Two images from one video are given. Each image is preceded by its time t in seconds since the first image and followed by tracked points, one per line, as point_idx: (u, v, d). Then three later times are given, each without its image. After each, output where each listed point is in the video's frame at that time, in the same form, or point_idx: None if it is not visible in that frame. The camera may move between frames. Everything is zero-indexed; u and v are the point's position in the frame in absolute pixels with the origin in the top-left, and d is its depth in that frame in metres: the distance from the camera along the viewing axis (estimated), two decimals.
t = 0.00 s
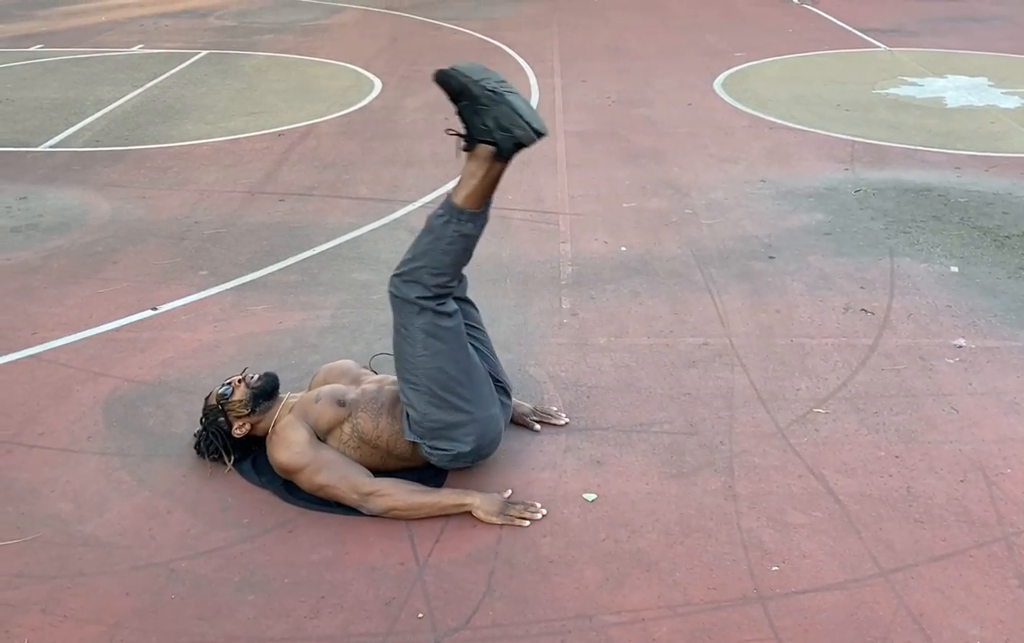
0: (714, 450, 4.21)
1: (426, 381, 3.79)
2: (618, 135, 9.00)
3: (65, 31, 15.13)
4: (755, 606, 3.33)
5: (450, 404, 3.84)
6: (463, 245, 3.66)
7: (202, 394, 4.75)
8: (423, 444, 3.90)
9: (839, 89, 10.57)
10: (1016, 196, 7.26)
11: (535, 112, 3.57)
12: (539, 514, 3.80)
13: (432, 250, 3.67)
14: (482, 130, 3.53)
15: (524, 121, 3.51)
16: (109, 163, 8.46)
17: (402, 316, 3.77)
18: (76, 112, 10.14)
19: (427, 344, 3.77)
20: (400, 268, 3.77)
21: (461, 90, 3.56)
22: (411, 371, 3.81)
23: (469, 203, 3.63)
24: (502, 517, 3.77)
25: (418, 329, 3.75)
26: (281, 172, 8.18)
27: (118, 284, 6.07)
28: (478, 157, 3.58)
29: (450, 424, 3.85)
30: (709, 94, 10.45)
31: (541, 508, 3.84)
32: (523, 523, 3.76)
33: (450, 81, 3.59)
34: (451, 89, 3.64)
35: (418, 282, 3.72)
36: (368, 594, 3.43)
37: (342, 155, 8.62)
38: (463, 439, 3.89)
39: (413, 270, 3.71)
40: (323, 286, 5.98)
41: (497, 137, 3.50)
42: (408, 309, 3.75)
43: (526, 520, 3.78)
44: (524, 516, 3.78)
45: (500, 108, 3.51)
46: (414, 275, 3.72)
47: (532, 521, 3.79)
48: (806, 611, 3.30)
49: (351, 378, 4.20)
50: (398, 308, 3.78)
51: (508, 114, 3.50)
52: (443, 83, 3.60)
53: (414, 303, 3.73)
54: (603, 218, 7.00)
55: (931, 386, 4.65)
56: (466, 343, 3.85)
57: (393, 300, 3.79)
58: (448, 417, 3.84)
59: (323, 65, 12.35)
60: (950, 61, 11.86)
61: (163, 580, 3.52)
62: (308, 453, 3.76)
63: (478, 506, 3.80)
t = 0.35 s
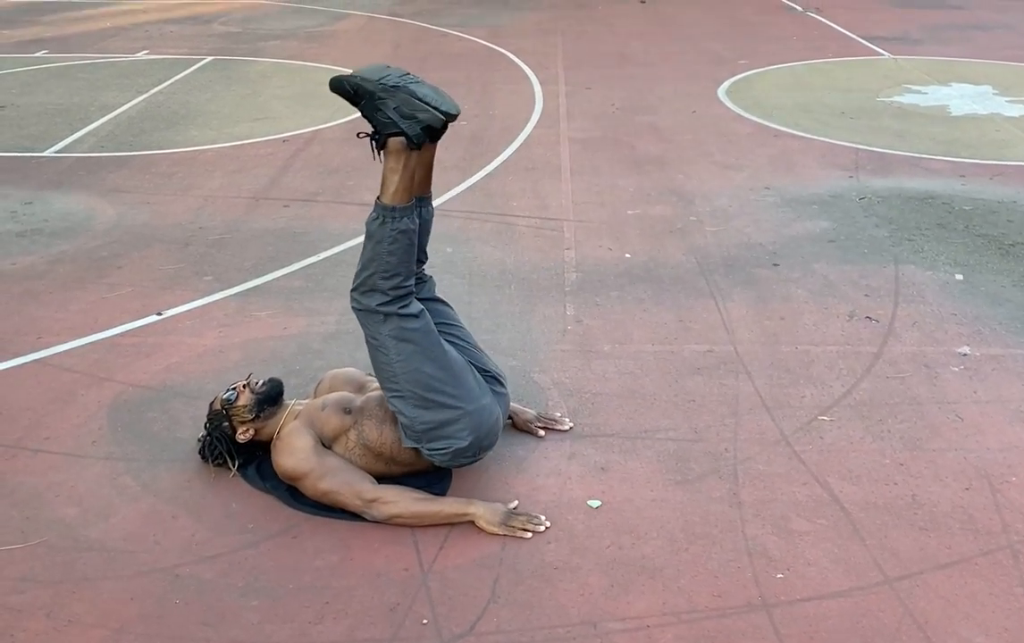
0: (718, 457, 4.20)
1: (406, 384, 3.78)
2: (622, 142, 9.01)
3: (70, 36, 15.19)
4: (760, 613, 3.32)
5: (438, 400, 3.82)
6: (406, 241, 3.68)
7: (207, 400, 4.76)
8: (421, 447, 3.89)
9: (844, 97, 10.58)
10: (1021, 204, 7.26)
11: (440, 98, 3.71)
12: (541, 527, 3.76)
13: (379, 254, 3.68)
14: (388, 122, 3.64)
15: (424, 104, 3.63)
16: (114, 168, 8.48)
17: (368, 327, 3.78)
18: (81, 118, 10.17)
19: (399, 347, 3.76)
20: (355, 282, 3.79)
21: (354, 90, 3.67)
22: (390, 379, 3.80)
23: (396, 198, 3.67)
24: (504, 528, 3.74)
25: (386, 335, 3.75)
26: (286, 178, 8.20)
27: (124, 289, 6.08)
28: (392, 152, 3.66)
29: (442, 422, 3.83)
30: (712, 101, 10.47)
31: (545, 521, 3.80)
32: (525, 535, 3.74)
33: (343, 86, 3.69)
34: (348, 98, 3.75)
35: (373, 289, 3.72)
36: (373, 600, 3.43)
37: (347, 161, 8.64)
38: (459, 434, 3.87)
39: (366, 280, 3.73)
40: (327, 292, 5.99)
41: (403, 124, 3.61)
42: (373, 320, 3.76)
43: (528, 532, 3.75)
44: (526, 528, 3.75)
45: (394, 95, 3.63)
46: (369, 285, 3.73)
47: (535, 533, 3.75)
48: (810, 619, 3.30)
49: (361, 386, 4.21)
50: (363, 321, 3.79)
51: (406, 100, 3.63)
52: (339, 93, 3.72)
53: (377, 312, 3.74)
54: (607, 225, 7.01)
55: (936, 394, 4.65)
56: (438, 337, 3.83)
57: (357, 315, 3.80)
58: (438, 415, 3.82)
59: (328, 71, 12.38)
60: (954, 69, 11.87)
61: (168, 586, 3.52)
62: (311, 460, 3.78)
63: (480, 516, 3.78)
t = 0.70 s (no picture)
0: (718, 461, 4.21)
1: (451, 398, 3.78)
2: (623, 147, 9.03)
3: (73, 40, 15.23)
4: (760, 618, 3.32)
5: (471, 422, 3.84)
6: (513, 271, 3.62)
7: (208, 403, 4.76)
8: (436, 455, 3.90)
9: (845, 102, 10.59)
10: (1021, 209, 7.26)
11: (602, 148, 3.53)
12: (542, 531, 3.77)
13: (480, 270, 3.62)
14: (547, 159, 3.47)
15: (590, 155, 3.44)
16: (116, 172, 8.50)
17: (435, 330, 3.75)
18: (83, 121, 10.19)
19: (458, 362, 3.75)
20: (443, 283, 3.72)
21: (531, 114, 3.46)
22: (436, 385, 3.79)
23: (523, 231, 3.58)
24: (504, 532, 3.75)
25: (452, 346, 3.73)
26: (287, 182, 8.21)
27: (125, 292, 6.09)
28: (537, 186, 3.51)
29: (466, 442, 3.86)
30: (713, 106, 10.48)
31: (546, 525, 3.81)
32: (525, 539, 3.74)
33: (524, 103, 3.48)
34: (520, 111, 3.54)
35: (460, 300, 3.67)
36: (373, 603, 3.43)
37: (348, 165, 8.66)
38: (476, 457, 3.90)
39: (456, 289, 3.67)
40: (328, 295, 6.00)
41: (564, 171, 3.44)
42: (444, 326, 3.72)
43: (529, 535, 3.76)
44: (527, 531, 3.75)
45: (569, 136, 3.43)
46: (456, 294, 3.67)
47: (535, 536, 3.76)
48: (810, 623, 3.30)
49: (361, 388, 4.22)
50: (433, 322, 3.74)
51: (577, 146, 3.44)
52: (514, 105, 3.51)
53: (451, 321, 3.70)
54: (607, 229, 7.02)
55: (936, 399, 4.65)
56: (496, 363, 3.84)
57: (430, 313, 3.75)
58: (465, 435, 3.85)
59: (330, 75, 12.40)
60: (956, 75, 11.87)
61: (168, 588, 3.53)
62: (315, 460, 3.77)
63: (482, 519, 3.78)
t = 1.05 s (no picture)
0: (716, 463, 4.21)
1: (512, 416, 3.81)
2: (622, 150, 9.04)
3: (73, 42, 15.23)
4: (757, 619, 3.33)
5: (509, 442, 3.89)
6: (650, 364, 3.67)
7: (206, 404, 4.77)
8: (458, 453, 3.92)
9: (844, 105, 10.61)
10: (1019, 213, 7.27)
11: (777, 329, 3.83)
12: (541, 533, 3.78)
13: (628, 343, 3.63)
14: (760, 309, 3.65)
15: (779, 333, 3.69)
16: (115, 174, 8.51)
17: (547, 356, 3.71)
18: (83, 124, 10.20)
19: (544, 394, 3.75)
20: (590, 326, 3.67)
21: (778, 266, 3.65)
22: (508, 398, 3.79)
23: (685, 343, 3.62)
24: (503, 533, 3.76)
25: (551, 379, 3.72)
26: (286, 185, 8.22)
27: (124, 294, 6.09)
28: (732, 319, 3.66)
29: (494, 454, 3.91)
30: (712, 109, 10.50)
31: (544, 526, 3.82)
32: (524, 540, 3.75)
33: (779, 253, 3.66)
34: (768, 256, 3.68)
35: (591, 351, 3.65)
36: (371, 604, 3.44)
37: (347, 167, 8.67)
38: (492, 470, 3.95)
39: (597, 340, 3.64)
40: (327, 298, 6.00)
41: (764, 329, 3.66)
42: (559, 357, 3.69)
43: (527, 537, 3.77)
44: (525, 533, 3.76)
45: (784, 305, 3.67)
46: (593, 344, 3.64)
47: (533, 538, 3.76)
48: (807, 625, 3.30)
49: (361, 386, 4.22)
50: (552, 349, 3.70)
51: (779, 318, 3.68)
52: (767, 249, 3.68)
53: (567, 361, 3.67)
54: (606, 232, 7.02)
55: (934, 402, 4.66)
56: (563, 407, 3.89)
57: (556, 338, 3.69)
58: (497, 450, 3.89)
59: (330, 78, 12.42)
60: (954, 79, 11.89)
61: (166, 589, 3.53)
62: (316, 459, 3.78)
63: (481, 520, 3.79)
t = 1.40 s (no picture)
0: (716, 465, 4.21)
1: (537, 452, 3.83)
2: (622, 151, 9.04)
3: (72, 43, 15.23)
4: (758, 622, 3.32)
5: (523, 472, 3.91)
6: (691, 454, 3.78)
7: (206, 406, 4.76)
8: (471, 461, 3.93)
9: (844, 107, 10.61)
10: (1018, 214, 7.27)
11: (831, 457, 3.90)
12: (542, 534, 3.77)
13: (685, 431, 3.73)
14: (816, 433, 3.79)
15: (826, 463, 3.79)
16: (115, 175, 8.50)
17: (602, 415, 3.74)
18: (83, 124, 10.20)
19: (582, 446, 3.78)
20: (653, 405, 3.75)
21: (846, 400, 3.77)
22: (544, 434, 3.80)
23: (738, 447, 3.79)
24: (504, 535, 3.75)
25: (595, 436, 3.76)
26: (286, 185, 8.22)
27: (123, 295, 6.09)
28: (788, 432, 3.84)
29: (503, 474, 3.92)
30: (712, 111, 10.50)
31: (545, 528, 3.81)
32: (525, 542, 3.74)
33: (852, 388, 3.78)
34: (842, 389, 3.80)
35: (646, 428, 3.72)
36: (371, 606, 3.43)
37: (347, 168, 8.66)
38: (495, 488, 3.97)
39: (656, 421, 3.72)
40: (326, 299, 6.00)
41: (812, 452, 3.78)
42: (614, 420, 3.74)
43: (528, 539, 3.76)
44: (526, 535, 3.76)
45: (839, 438, 3.75)
46: (652, 423, 3.73)
47: (534, 540, 3.76)
48: (808, 627, 3.30)
49: (365, 388, 4.21)
50: (610, 410, 3.74)
51: (830, 450, 3.77)
52: (841, 378, 3.82)
53: (621, 428, 3.73)
54: (606, 233, 7.02)
55: (934, 403, 4.65)
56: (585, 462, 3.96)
57: (620, 402, 3.73)
58: (508, 474, 3.91)
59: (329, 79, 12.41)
60: (954, 81, 11.89)
61: (165, 591, 3.52)
62: (318, 461, 3.78)
63: (482, 521, 3.78)
